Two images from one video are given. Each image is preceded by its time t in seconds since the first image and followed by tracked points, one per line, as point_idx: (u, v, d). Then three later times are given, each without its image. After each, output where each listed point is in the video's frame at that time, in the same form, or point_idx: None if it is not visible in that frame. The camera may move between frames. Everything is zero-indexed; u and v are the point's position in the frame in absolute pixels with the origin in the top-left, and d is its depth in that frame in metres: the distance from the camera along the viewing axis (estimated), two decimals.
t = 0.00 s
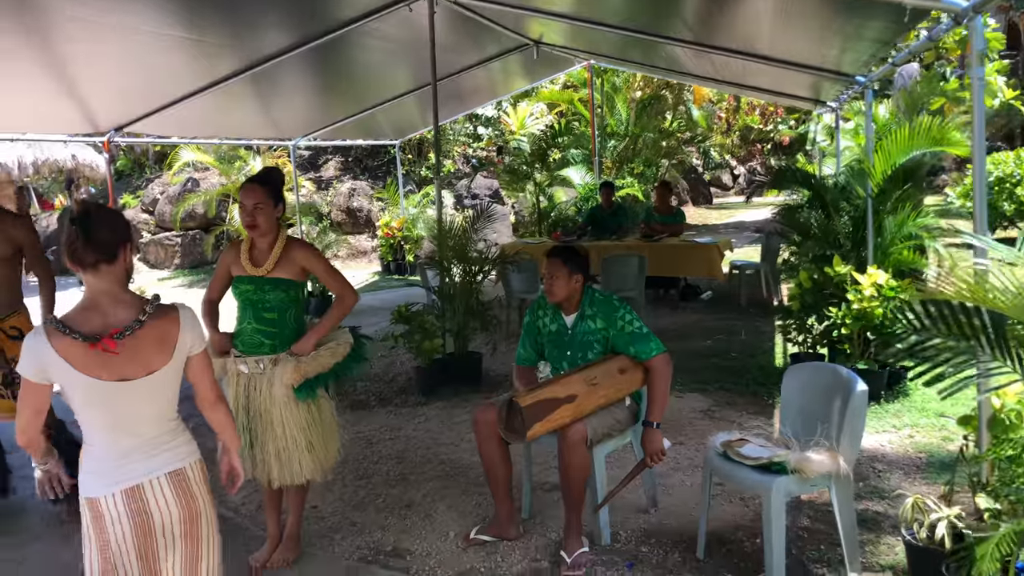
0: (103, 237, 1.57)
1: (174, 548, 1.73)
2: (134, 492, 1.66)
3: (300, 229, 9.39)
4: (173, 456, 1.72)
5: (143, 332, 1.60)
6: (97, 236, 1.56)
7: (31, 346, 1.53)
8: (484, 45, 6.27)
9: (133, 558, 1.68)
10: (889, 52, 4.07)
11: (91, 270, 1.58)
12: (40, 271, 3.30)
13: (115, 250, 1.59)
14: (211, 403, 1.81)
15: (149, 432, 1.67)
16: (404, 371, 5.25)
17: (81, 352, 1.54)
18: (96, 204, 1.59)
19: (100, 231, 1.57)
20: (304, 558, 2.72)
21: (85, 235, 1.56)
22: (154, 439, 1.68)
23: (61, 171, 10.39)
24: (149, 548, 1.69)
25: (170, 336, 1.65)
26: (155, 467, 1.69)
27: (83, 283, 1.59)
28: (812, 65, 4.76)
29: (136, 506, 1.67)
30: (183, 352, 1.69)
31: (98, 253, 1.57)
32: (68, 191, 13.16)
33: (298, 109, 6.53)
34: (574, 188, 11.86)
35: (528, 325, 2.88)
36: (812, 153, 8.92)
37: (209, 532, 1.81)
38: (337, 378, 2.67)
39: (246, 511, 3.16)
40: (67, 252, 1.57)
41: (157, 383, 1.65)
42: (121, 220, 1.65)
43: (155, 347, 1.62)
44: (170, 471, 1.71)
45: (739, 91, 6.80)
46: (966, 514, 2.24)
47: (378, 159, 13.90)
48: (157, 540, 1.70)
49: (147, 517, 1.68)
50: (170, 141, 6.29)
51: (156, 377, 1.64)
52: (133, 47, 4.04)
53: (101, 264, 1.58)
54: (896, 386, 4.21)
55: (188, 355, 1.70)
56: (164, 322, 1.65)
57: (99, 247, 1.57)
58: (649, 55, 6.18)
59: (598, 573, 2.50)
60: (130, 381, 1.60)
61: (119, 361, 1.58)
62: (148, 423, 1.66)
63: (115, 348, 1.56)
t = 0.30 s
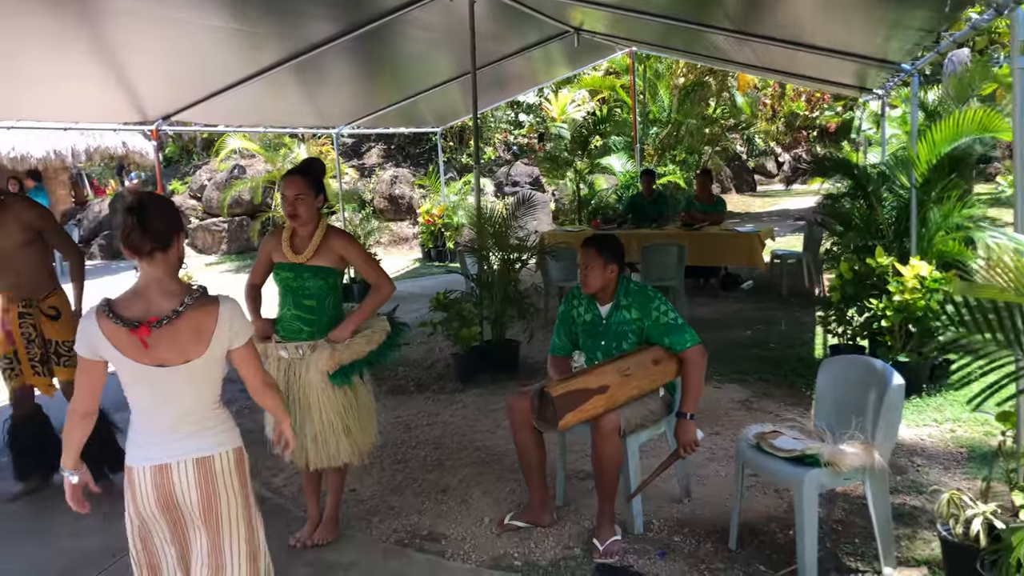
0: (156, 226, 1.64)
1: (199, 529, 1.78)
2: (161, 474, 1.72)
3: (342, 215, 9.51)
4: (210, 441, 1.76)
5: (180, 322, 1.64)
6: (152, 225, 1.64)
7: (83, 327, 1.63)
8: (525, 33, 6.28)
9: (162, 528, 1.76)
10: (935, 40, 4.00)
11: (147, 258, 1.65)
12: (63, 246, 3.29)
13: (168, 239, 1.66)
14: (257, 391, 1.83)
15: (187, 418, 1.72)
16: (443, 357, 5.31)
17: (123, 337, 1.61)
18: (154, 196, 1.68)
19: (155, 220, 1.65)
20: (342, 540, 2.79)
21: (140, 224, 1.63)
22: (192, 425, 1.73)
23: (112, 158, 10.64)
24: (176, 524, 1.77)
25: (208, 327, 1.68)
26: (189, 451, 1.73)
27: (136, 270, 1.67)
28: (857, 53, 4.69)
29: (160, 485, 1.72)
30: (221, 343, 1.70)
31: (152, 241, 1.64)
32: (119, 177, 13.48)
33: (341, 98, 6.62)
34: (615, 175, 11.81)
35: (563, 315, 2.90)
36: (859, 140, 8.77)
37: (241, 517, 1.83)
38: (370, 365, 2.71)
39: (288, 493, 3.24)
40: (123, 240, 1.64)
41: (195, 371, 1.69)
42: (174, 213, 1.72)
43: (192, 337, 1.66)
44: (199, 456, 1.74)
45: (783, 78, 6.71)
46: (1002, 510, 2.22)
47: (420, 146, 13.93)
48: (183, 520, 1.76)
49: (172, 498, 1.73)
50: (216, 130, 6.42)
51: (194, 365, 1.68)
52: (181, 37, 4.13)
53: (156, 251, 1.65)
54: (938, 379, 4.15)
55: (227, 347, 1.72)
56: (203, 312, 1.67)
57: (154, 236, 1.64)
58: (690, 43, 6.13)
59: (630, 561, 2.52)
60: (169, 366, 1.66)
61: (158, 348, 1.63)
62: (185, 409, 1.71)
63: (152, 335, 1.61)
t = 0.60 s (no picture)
0: (234, 215, 1.72)
1: (262, 505, 1.85)
2: (229, 446, 1.81)
3: (415, 208, 9.65)
4: (276, 423, 1.82)
5: (246, 306, 1.71)
6: (231, 213, 1.72)
7: (168, 305, 1.77)
8: (600, 27, 6.27)
9: (229, 502, 1.84)
10: None
11: (225, 244, 1.74)
12: (140, 236, 3.33)
13: (246, 227, 1.74)
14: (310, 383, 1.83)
15: (255, 400, 1.79)
16: (512, 349, 5.36)
17: (198, 316, 1.73)
18: (236, 185, 1.75)
19: (234, 209, 1.72)
20: (412, 524, 2.86)
21: (219, 212, 1.71)
22: (259, 406, 1.80)
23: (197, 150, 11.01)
24: (242, 499, 1.84)
25: (273, 312, 1.74)
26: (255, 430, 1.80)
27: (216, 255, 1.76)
28: (942, 46, 4.55)
29: (229, 459, 1.81)
30: (285, 329, 1.76)
31: (229, 229, 1.72)
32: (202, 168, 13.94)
33: (416, 92, 6.72)
34: (688, 169, 11.66)
35: (634, 309, 2.91)
36: (945, 135, 8.47)
37: (305, 497, 1.88)
38: (443, 354, 2.77)
39: (360, 477, 3.34)
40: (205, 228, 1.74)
41: (262, 354, 1.76)
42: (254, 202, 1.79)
43: (258, 321, 1.73)
44: (264, 435, 1.81)
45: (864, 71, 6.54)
46: None
47: (493, 139, 14.00)
48: (248, 495, 1.83)
49: (238, 472, 1.81)
50: (295, 123, 6.59)
51: (260, 349, 1.75)
52: (264, 34, 4.27)
53: (233, 238, 1.73)
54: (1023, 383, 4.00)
55: (292, 333, 1.77)
56: (269, 298, 1.74)
57: (232, 224, 1.72)
58: (767, 36, 6.03)
59: (698, 556, 2.53)
60: (238, 348, 1.75)
61: (227, 329, 1.73)
62: (253, 391, 1.79)
63: (221, 317, 1.71)
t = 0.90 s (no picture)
0: (253, 211, 1.78)
1: (274, 505, 1.88)
2: (240, 443, 1.86)
3: (460, 204, 9.69)
4: (286, 422, 1.85)
5: (260, 298, 1.77)
6: (250, 209, 1.78)
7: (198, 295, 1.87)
8: (646, 22, 6.23)
9: (241, 495, 1.90)
10: None
11: (248, 239, 1.80)
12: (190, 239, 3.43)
13: (268, 222, 1.81)
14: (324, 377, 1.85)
15: (271, 392, 1.84)
16: (553, 346, 5.36)
17: (219, 306, 1.81)
18: (258, 181, 1.82)
19: (252, 205, 1.79)
20: (449, 517, 2.89)
21: (240, 208, 1.78)
22: (274, 400, 1.84)
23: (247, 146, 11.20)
24: (254, 498, 1.89)
25: (286, 305, 1.78)
26: (270, 425, 1.85)
27: (239, 250, 1.83)
28: (1000, 39, 4.43)
29: (239, 455, 1.86)
30: (298, 323, 1.79)
31: (249, 224, 1.79)
32: (252, 164, 14.19)
33: (462, 89, 6.75)
34: (736, 166, 11.53)
35: (674, 306, 2.90)
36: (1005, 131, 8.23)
37: (314, 501, 1.90)
38: (482, 347, 2.77)
39: (399, 470, 3.38)
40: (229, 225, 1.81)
41: (276, 347, 1.81)
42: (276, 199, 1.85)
43: (271, 314, 1.78)
44: (276, 434, 1.84)
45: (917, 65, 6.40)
46: None
47: (539, 135, 13.98)
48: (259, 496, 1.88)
49: (246, 473, 1.85)
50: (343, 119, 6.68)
51: (273, 341, 1.80)
52: (312, 31, 4.33)
53: (256, 233, 1.80)
54: None
55: (305, 327, 1.80)
56: (283, 292, 1.78)
57: (254, 220, 1.79)
58: (817, 30, 5.93)
59: (734, 555, 2.51)
60: (253, 339, 1.81)
61: (243, 320, 1.80)
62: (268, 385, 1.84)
63: (235, 307, 1.78)
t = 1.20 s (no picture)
0: (236, 212, 1.82)
1: (260, 504, 1.91)
2: (231, 440, 1.89)
3: (472, 202, 9.71)
4: (274, 424, 1.87)
5: (248, 300, 1.80)
6: (235, 210, 1.82)
7: (188, 297, 1.91)
8: (657, 21, 6.22)
9: (232, 493, 1.93)
10: None
11: (234, 241, 1.84)
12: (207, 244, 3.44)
13: (252, 222, 1.83)
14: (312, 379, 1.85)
15: (260, 393, 1.86)
16: (560, 344, 5.37)
17: (208, 308, 1.85)
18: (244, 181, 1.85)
19: (236, 206, 1.82)
20: (448, 515, 2.90)
21: (224, 211, 1.82)
22: (264, 401, 1.86)
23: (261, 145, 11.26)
24: (244, 496, 1.92)
25: (275, 306, 1.80)
26: (259, 426, 1.87)
27: (228, 251, 1.87)
28: (1013, 37, 4.39)
29: (230, 453, 1.89)
30: (286, 326, 1.81)
31: (234, 225, 1.82)
32: (267, 163, 14.27)
33: (473, 88, 6.76)
34: (749, 164, 11.48)
35: (674, 305, 2.89)
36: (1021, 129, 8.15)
37: (301, 504, 1.91)
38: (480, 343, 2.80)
39: (401, 468, 3.40)
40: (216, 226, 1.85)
41: (265, 348, 1.82)
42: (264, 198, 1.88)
43: (260, 315, 1.80)
44: (263, 434, 1.87)
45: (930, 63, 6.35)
46: None
47: (551, 134, 13.97)
48: (249, 493, 1.91)
49: (236, 470, 1.89)
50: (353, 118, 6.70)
51: (262, 343, 1.82)
52: (321, 31, 4.36)
53: (240, 234, 1.83)
54: None
55: (295, 329, 1.81)
56: (273, 293, 1.80)
57: (238, 221, 1.82)
58: (830, 28, 5.89)
59: (731, 555, 2.50)
60: (242, 342, 1.83)
61: (231, 322, 1.82)
62: (256, 387, 1.86)
63: (224, 309, 1.81)
